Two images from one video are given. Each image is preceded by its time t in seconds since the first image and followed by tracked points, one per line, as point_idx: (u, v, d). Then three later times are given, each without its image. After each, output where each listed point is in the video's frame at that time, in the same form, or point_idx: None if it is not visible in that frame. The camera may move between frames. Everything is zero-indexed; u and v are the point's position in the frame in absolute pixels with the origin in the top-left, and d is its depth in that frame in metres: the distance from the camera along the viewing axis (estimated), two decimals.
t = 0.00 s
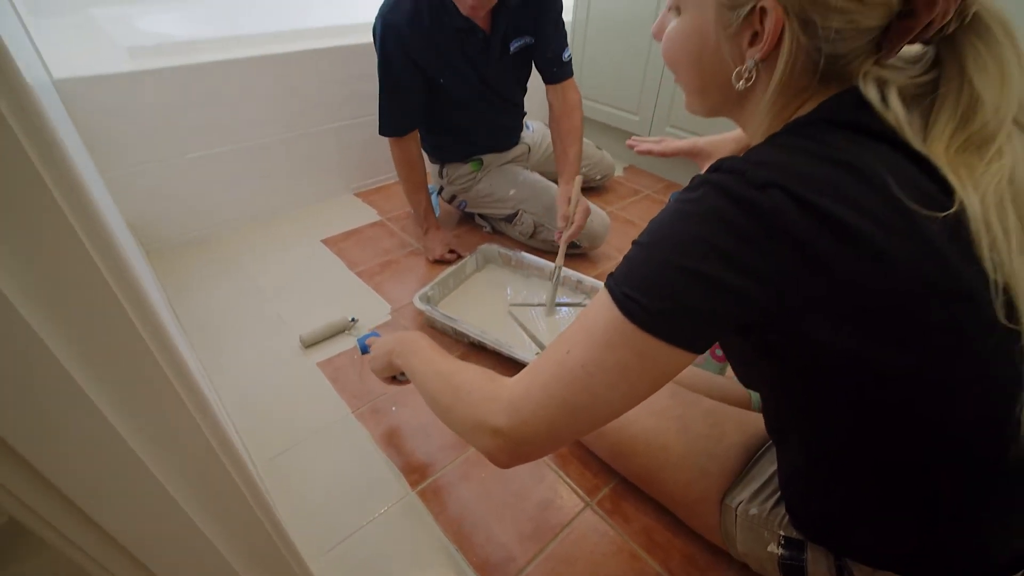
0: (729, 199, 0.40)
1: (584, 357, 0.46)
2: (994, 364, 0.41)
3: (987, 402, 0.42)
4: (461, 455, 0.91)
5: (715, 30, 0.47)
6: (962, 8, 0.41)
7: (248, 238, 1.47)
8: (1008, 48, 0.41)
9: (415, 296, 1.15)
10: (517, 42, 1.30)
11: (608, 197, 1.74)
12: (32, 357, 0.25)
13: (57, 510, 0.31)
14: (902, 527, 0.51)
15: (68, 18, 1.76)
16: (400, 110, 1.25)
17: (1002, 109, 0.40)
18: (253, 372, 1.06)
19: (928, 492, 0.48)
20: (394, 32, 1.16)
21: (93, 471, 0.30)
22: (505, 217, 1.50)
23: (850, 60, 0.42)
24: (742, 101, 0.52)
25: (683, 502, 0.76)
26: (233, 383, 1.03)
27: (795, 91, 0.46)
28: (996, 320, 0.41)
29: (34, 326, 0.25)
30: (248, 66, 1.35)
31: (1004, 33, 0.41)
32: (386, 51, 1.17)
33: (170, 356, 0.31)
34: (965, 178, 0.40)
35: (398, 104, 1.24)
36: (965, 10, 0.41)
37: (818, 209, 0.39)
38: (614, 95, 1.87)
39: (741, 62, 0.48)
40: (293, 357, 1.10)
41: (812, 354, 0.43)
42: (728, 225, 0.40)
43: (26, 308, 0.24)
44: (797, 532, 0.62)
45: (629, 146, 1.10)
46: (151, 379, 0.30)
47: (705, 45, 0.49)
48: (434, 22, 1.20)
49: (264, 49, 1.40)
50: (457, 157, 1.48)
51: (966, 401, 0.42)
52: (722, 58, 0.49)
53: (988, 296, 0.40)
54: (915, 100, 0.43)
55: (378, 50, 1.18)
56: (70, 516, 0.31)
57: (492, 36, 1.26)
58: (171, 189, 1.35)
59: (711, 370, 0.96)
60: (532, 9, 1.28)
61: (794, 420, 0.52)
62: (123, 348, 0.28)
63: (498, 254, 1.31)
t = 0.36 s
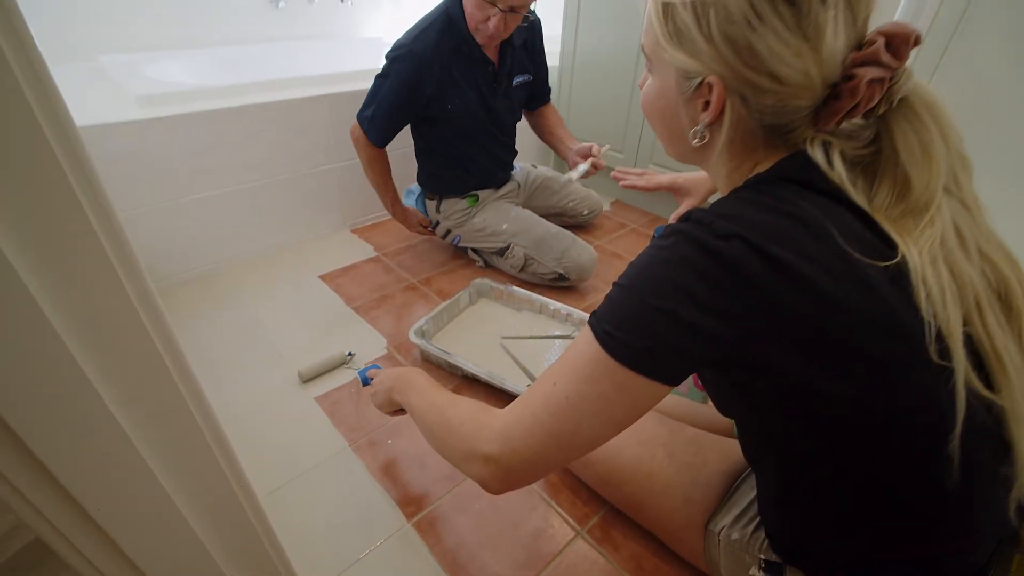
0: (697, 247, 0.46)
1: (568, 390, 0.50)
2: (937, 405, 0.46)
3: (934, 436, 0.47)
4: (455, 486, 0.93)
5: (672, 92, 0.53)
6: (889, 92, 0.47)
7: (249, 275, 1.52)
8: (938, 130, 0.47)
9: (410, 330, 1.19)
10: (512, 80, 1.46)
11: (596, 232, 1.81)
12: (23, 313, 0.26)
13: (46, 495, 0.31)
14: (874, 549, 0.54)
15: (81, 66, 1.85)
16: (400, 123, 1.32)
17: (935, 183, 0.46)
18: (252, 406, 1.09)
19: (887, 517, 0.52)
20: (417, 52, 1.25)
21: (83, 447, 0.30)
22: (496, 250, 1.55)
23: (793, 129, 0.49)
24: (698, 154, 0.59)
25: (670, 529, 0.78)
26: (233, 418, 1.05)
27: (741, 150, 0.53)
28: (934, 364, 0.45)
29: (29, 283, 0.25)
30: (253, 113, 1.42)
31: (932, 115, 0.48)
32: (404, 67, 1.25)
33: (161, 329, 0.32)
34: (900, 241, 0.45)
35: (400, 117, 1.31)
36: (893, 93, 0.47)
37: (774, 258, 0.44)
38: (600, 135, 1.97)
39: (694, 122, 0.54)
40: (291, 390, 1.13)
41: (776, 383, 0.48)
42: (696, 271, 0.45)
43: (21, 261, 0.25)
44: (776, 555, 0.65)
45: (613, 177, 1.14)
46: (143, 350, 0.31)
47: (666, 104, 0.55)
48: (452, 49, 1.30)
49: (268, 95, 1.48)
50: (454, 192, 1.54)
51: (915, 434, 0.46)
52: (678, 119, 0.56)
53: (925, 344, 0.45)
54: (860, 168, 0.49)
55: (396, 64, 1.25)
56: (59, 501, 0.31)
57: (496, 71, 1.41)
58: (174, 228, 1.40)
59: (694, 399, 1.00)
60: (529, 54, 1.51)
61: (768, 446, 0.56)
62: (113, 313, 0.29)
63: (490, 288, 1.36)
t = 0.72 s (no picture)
0: (661, 289, 0.51)
1: (546, 419, 0.54)
2: (876, 438, 0.50)
3: (875, 467, 0.51)
4: (445, 516, 0.95)
5: (634, 138, 0.62)
6: (816, 168, 0.53)
7: (241, 310, 1.55)
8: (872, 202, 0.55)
9: (400, 362, 1.22)
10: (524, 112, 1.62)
11: (580, 263, 1.88)
12: (42, 333, 0.27)
13: (69, 518, 0.32)
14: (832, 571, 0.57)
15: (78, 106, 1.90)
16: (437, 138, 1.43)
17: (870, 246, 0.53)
18: (245, 441, 1.10)
19: (838, 542, 0.56)
20: (462, 75, 1.41)
21: (101, 472, 0.32)
22: (488, 274, 1.60)
23: (730, 186, 0.56)
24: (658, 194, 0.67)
25: (652, 552, 0.82)
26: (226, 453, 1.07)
27: (686, 193, 0.61)
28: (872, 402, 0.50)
29: (50, 303, 0.27)
30: (247, 155, 1.47)
31: (860, 188, 0.55)
32: (452, 85, 1.40)
33: (169, 353, 0.34)
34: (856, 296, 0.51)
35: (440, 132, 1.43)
36: (819, 171, 0.53)
37: (729, 301, 0.49)
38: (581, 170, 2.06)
39: (649, 165, 0.63)
40: (283, 425, 1.15)
41: (733, 409, 0.53)
42: (661, 311, 0.50)
43: (45, 282, 0.27)
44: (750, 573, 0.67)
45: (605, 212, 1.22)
46: (154, 375, 0.33)
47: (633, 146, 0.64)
48: (490, 76, 1.47)
49: (264, 137, 1.54)
50: (453, 213, 1.62)
51: (859, 464, 0.51)
52: (637, 161, 0.65)
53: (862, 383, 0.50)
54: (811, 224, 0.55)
55: (446, 83, 1.40)
56: (77, 525, 0.33)
57: (516, 102, 1.58)
58: (169, 265, 1.43)
59: (675, 424, 1.05)
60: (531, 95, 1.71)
61: (734, 469, 0.60)
62: (123, 331, 0.31)
63: (478, 320, 1.41)
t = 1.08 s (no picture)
0: (625, 324, 0.55)
1: (516, 445, 0.58)
2: (830, 464, 0.54)
3: (829, 489, 0.54)
4: (428, 546, 0.96)
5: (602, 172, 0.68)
6: (740, 215, 0.58)
7: (226, 346, 1.56)
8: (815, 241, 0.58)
9: (384, 395, 1.23)
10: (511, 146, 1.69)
11: (561, 290, 1.93)
12: (37, 365, 0.28)
13: (66, 565, 0.33)
14: None
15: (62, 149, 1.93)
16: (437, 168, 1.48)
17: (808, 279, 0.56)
18: (228, 477, 1.10)
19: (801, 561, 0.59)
20: (464, 109, 1.48)
21: (102, 520, 0.33)
22: (464, 295, 1.64)
23: (676, 222, 0.62)
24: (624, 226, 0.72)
25: None
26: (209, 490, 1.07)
27: (645, 224, 0.66)
28: (824, 430, 0.53)
29: (45, 334, 0.28)
30: (233, 195, 1.51)
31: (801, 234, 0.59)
32: (456, 118, 1.47)
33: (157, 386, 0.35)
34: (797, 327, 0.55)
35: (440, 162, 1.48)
36: (743, 218, 0.57)
37: (687, 335, 0.52)
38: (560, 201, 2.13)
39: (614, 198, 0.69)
40: (266, 460, 1.15)
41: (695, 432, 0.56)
42: (624, 345, 0.54)
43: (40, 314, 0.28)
44: None
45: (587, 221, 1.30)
46: (144, 416, 0.34)
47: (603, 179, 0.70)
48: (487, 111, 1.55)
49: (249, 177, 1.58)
50: (436, 232, 1.68)
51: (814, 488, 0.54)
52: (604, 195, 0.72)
53: (813, 411, 0.53)
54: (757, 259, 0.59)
55: (450, 115, 1.46)
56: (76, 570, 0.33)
57: (506, 136, 1.65)
58: (154, 304, 1.45)
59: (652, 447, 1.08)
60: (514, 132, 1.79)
61: (700, 489, 0.63)
62: (114, 361, 0.31)
63: (461, 350, 1.43)
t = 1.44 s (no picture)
0: (593, 349, 0.58)
1: (494, 470, 0.59)
2: (791, 470, 0.56)
3: (793, 498, 0.57)
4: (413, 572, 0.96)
5: (567, 216, 0.71)
6: (719, 218, 0.64)
7: (211, 372, 1.55)
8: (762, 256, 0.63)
9: (370, 419, 1.24)
10: (467, 173, 1.72)
11: (546, 311, 1.96)
12: (23, 393, 0.29)
13: None
14: None
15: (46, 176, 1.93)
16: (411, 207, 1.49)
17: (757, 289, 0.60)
18: (212, 506, 1.10)
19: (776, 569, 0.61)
20: (421, 146, 1.50)
21: (88, 550, 0.33)
22: (443, 329, 1.66)
23: (655, 243, 0.65)
24: (595, 263, 0.74)
25: None
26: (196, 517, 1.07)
27: (623, 255, 0.68)
28: (781, 435, 0.56)
29: (34, 361, 0.29)
30: (218, 222, 1.53)
31: (751, 237, 0.64)
32: (413, 156, 1.48)
33: (142, 414, 0.36)
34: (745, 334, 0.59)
35: (412, 199, 1.49)
36: (722, 220, 0.64)
37: (651, 356, 0.56)
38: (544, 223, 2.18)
39: (584, 238, 0.71)
40: (251, 488, 1.15)
41: (666, 448, 0.59)
42: (594, 368, 0.57)
43: (30, 342, 0.29)
44: None
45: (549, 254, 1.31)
46: (130, 444, 0.35)
47: (565, 226, 0.72)
48: (439, 145, 1.57)
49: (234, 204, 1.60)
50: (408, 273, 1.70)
51: (779, 495, 0.57)
52: (571, 238, 0.74)
53: (770, 419, 0.56)
54: (710, 276, 0.63)
55: (406, 154, 1.47)
56: None
57: (461, 165, 1.68)
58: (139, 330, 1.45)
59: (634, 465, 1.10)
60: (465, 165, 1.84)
61: (677, 506, 0.65)
62: (101, 389, 0.32)
63: (447, 372, 1.45)
